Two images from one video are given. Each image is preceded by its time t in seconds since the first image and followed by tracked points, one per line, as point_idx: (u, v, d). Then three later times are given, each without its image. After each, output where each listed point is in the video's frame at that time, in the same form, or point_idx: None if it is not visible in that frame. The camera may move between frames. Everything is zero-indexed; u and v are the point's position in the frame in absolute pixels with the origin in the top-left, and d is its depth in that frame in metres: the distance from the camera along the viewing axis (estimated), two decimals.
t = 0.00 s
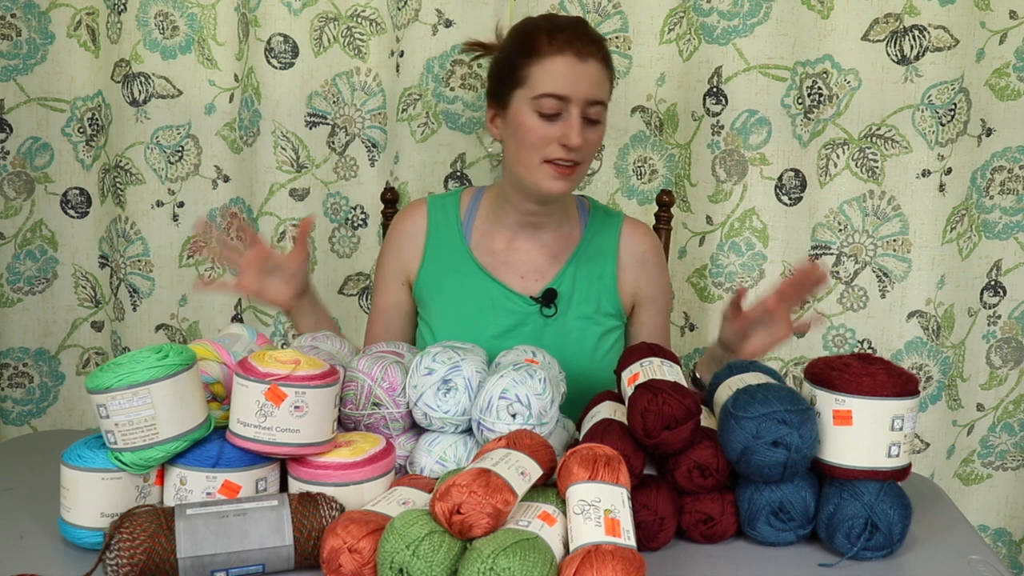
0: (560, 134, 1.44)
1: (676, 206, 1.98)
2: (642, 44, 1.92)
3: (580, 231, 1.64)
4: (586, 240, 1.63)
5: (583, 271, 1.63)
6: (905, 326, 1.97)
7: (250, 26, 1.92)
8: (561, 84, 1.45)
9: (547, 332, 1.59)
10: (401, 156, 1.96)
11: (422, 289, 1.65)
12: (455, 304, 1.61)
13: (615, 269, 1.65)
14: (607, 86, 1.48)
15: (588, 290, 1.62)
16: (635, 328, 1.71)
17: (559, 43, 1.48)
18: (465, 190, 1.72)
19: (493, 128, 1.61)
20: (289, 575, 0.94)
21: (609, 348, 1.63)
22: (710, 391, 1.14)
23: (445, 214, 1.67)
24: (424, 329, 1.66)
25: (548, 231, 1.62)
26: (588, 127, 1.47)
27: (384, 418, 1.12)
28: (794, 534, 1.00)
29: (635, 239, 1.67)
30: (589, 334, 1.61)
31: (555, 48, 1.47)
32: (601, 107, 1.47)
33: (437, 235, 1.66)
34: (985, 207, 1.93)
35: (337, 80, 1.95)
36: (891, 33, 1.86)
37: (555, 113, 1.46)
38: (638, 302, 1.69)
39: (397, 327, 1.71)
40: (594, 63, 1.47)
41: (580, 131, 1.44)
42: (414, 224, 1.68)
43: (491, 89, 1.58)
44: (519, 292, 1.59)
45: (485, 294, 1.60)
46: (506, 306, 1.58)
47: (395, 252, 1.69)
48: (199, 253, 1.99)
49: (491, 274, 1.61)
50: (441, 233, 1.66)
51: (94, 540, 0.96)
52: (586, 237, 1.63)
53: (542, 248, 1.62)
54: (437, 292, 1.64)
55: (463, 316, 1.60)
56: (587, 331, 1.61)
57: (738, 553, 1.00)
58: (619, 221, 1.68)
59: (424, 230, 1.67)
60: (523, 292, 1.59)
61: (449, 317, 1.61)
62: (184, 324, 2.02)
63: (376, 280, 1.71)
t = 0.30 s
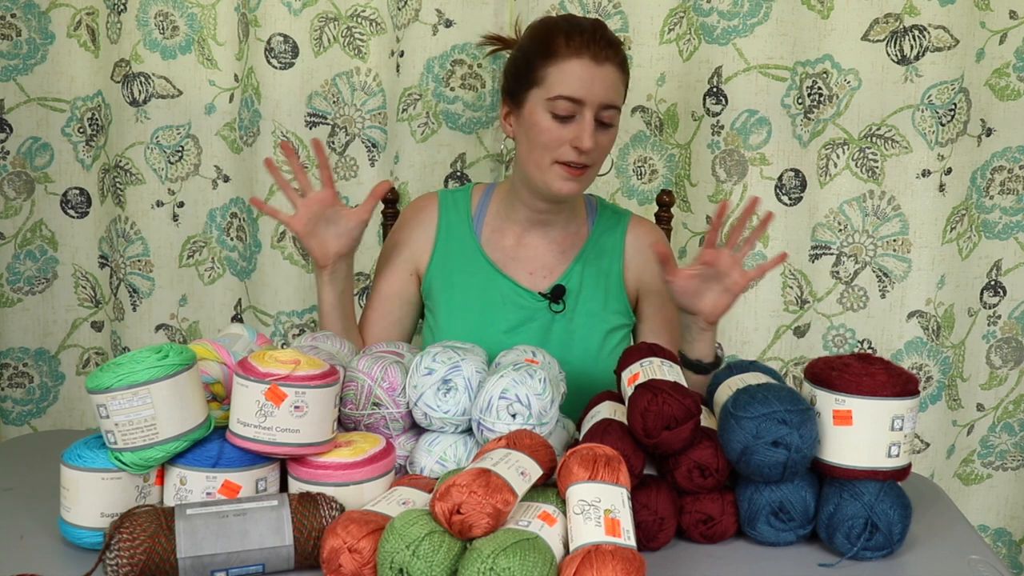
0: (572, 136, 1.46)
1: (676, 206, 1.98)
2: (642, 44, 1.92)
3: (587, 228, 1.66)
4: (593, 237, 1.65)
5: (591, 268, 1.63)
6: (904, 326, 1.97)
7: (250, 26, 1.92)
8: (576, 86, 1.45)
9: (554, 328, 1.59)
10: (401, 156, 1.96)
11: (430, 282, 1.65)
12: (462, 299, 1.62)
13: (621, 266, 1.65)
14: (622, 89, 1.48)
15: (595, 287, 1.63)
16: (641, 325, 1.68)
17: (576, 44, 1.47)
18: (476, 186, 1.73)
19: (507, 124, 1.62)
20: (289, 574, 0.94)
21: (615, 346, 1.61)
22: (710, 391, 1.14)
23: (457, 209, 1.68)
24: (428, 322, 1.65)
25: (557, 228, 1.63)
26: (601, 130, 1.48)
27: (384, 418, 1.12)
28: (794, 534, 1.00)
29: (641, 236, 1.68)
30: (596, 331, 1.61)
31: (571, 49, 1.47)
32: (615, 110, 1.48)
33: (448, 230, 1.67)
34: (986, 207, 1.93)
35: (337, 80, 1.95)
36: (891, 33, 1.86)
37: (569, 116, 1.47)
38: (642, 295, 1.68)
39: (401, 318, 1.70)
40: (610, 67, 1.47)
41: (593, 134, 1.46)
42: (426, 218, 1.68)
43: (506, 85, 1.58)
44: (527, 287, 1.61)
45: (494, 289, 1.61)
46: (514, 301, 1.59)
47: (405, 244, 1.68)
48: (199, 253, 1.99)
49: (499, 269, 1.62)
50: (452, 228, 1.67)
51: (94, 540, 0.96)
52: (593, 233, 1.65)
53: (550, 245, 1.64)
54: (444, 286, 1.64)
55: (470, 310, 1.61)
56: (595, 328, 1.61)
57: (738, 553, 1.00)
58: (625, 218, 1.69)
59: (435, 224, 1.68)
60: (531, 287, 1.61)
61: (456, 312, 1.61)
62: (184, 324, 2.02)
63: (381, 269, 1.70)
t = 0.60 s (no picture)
0: (545, 144, 1.46)
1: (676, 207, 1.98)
2: (642, 44, 1.92)
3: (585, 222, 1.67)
4: (591, 232, 1.65)
5: (589, 263, 1.64)
6: (904, 326, 1.97)
7: (250, 26, 1.92)
8: (546, 93, 1.45)
9: (552, 323, 1.61)
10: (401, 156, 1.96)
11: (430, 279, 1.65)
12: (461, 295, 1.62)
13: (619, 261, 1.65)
14: (597, 93, 1.47)
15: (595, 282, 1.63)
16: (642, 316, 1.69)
17: (547, 50, 1.47)
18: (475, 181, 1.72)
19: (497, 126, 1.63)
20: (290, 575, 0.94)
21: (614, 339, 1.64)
22: (710, 391, 1.14)
23: (456, 206, 1.67)
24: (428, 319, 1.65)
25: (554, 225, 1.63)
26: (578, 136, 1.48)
27: (384, 418, 1.12)
28: (794, 534, 1.00)
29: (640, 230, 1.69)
30: (593, 326, 1.62)
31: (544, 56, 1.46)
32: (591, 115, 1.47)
33: (448, 228, 1.66)
34: (986, 207, 1.93)
35: (337, 80, 1.95)
36: (891, 33, 1.86)
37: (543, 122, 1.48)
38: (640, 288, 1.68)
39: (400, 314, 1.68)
40: (582, 72, 1.45)
41: (566, 141, 1.45)
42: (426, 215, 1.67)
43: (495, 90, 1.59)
44: (525, 282, 1.61)
45: (494, 285, 1.61)
46: (513, 297, 1.60)
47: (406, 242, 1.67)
48: (199, 253, 1.99)
49: (499, 265, 1.62)
50: (452, 226, 1.66)
51: (94, 540, 0.96)
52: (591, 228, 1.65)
53: (549, 242, 1.64)
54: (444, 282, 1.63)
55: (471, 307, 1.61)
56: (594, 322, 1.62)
57: (738, 553, 1.00)
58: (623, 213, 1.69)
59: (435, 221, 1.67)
60: (531, 283, 1.61)
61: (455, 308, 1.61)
62: (184, 324, 2.02)
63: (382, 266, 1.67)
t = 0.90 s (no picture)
0: (515, 118, 1.46)
1: (676, 207, 1.98)
2: (642, 44, 1.92)
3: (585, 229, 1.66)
4: (592, 237, 1.64)
5: (589, 269, 1.64)
6: (904, 326, 1.97)
7: (250, 26, 1.92)
8: (509, 69, 1.48)
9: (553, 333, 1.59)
10: (401, 156, 1.96)
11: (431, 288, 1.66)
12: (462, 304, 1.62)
13: (619, 267, 1.65)
14: (560, 63, 1.48)
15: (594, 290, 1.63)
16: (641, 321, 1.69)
17: (506, 33, 1.51)
18: (471, 189, 1.73)
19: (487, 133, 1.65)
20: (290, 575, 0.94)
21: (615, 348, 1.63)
22: (710, 391, 1.14)
23: (455, 213, 1.68)
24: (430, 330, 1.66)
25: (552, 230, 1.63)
26: (547, 107, 1.47)
27: (384, 418, 1.12)
28: (794, 534, 1.00)
29: (640, 236, 1.67)
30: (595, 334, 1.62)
31: (502, 38, 1.51)
32: (557, 85, 1.48)
33: (446, 236, 1.67)
34: (985, 207, 1.93)
35: (337, 80, 1.95)
36: (891, 33, 1.86)
37: (512, 101, 1.48)
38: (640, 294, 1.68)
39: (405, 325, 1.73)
40: (540, 44, 1.49)
41: (533, 111, 1.45)
42: (423, 224, 1.69)
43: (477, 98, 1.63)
44: (527, 292, 1.60)
45: (495, 295, 1.60)
46: (514, 308, 1.59)
47: (404, 255, 1.69)
48: (199, 253, 2.00)
49: (500, 275, 1.61)
50: (451, 232, 1.67)
51: (94, 540, 0.96)
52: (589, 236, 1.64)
53: (548, 249, 1.64)
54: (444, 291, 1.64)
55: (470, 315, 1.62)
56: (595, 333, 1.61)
57: (738, 553, 1.00)
58: (625, 216, 1.68)
59: (432, 229, 1.68)
60: (531, 292, 1.60)
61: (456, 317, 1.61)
62: (184, 324, 2.02)
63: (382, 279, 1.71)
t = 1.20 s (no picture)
0: (505, 118, 1.45)
1: (676, 206, 1.98)
2: (642, 44, 1.92)
3: (583, 230, 1.65)
4: (590, 240, 1.64)
5: (587, 269, 1.64)
6: (904, 326, 1.97)
7: (250, 26, 1.92)
8: (499, 69, 1.47)
9: (551, 334, 1.59)
10: (401, 156, 1.96)
11: (428, 290, 1.66)
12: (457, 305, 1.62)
13: (618, 268, 1.66)
14: (551, 62, 1.48)
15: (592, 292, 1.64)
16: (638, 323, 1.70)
17: (496, 32, 1.51)
18: (469, 190, 1.73)
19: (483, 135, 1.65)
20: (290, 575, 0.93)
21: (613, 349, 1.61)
22: (710, 391, 1.14)
23: (450, 213, 1.68)
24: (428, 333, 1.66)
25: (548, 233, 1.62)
26: (538, 107, 1.47)
27: (384, 418, 1.12)
28: (794, 534, 1.00)
29: (638, 237, 1.67)
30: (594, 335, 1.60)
31: (492, 39, 1.51)
32: (548, 84, 1.47)
33: (442, 236, 1.67)
34: (986, 207, 1.93)
35: (337, 80, 1.95)
36: (891, 33, 1.86)
37: (503, 100, 1.48)
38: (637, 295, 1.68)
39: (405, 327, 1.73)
40: (530, 43, 1.48)
41: (523, 111, 1.45)
42: (420, 226, 1.69)
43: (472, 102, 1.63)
44: (524, 296, 1.60)
45: (490, 298, 1.60)
46: (510, 311, 1.59)
47: (400, 258, 1.70)
48: (199, 253, 2.00)
49: (496, 277, 1.61)
50: (446, 232, 1.67)
51: (95, 540, 0.96)
52: (587, 238, 1.64)
53: (546, 251, 1.64)
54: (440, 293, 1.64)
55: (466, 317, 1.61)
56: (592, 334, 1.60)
57: (738, 553, 1.00)
58: (623, 217, 1.68)
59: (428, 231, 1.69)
60: (527, 295, 1.60)
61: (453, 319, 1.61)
62: (184, 324, 2.02)
63: (382, 282, 1.72)
